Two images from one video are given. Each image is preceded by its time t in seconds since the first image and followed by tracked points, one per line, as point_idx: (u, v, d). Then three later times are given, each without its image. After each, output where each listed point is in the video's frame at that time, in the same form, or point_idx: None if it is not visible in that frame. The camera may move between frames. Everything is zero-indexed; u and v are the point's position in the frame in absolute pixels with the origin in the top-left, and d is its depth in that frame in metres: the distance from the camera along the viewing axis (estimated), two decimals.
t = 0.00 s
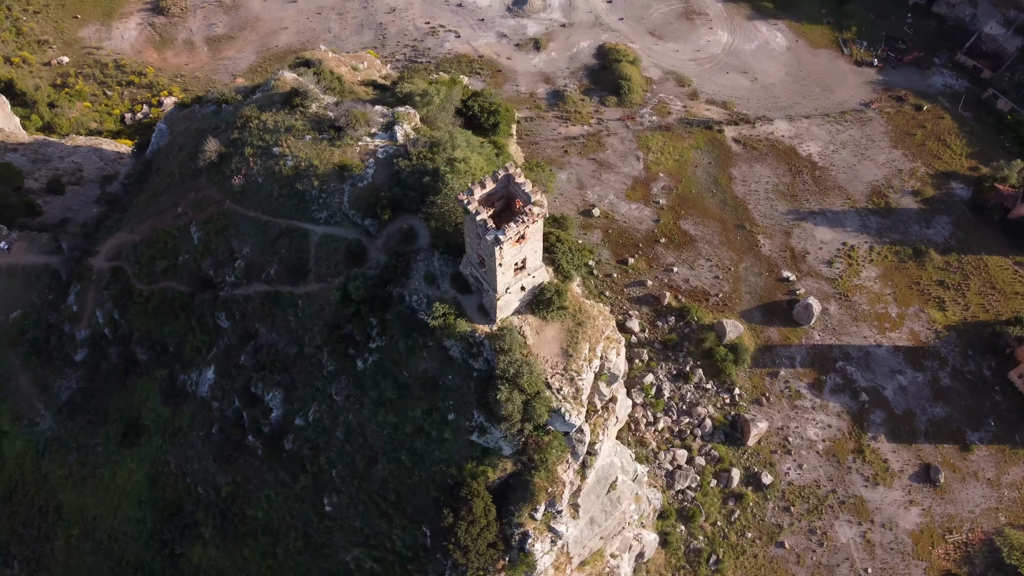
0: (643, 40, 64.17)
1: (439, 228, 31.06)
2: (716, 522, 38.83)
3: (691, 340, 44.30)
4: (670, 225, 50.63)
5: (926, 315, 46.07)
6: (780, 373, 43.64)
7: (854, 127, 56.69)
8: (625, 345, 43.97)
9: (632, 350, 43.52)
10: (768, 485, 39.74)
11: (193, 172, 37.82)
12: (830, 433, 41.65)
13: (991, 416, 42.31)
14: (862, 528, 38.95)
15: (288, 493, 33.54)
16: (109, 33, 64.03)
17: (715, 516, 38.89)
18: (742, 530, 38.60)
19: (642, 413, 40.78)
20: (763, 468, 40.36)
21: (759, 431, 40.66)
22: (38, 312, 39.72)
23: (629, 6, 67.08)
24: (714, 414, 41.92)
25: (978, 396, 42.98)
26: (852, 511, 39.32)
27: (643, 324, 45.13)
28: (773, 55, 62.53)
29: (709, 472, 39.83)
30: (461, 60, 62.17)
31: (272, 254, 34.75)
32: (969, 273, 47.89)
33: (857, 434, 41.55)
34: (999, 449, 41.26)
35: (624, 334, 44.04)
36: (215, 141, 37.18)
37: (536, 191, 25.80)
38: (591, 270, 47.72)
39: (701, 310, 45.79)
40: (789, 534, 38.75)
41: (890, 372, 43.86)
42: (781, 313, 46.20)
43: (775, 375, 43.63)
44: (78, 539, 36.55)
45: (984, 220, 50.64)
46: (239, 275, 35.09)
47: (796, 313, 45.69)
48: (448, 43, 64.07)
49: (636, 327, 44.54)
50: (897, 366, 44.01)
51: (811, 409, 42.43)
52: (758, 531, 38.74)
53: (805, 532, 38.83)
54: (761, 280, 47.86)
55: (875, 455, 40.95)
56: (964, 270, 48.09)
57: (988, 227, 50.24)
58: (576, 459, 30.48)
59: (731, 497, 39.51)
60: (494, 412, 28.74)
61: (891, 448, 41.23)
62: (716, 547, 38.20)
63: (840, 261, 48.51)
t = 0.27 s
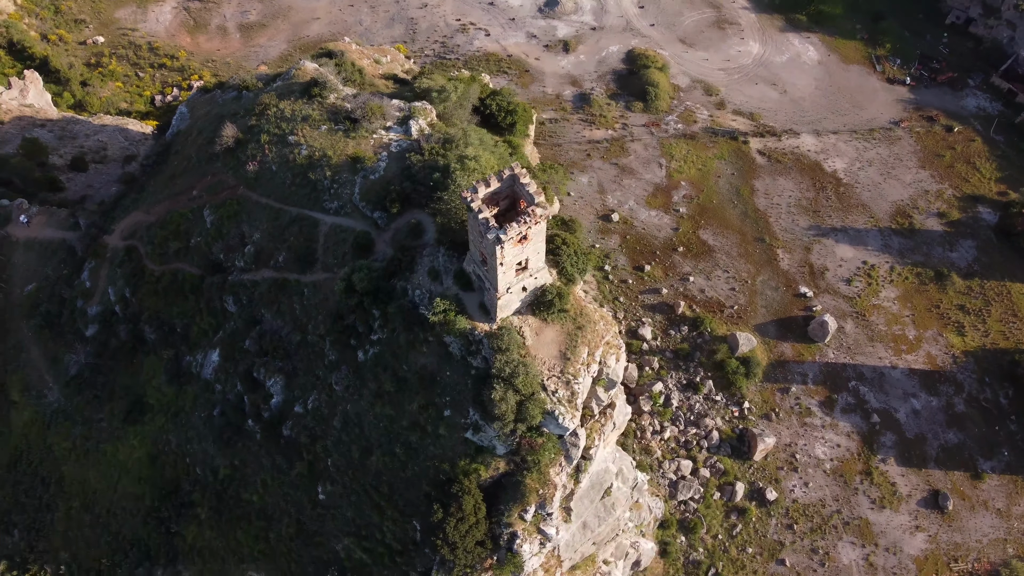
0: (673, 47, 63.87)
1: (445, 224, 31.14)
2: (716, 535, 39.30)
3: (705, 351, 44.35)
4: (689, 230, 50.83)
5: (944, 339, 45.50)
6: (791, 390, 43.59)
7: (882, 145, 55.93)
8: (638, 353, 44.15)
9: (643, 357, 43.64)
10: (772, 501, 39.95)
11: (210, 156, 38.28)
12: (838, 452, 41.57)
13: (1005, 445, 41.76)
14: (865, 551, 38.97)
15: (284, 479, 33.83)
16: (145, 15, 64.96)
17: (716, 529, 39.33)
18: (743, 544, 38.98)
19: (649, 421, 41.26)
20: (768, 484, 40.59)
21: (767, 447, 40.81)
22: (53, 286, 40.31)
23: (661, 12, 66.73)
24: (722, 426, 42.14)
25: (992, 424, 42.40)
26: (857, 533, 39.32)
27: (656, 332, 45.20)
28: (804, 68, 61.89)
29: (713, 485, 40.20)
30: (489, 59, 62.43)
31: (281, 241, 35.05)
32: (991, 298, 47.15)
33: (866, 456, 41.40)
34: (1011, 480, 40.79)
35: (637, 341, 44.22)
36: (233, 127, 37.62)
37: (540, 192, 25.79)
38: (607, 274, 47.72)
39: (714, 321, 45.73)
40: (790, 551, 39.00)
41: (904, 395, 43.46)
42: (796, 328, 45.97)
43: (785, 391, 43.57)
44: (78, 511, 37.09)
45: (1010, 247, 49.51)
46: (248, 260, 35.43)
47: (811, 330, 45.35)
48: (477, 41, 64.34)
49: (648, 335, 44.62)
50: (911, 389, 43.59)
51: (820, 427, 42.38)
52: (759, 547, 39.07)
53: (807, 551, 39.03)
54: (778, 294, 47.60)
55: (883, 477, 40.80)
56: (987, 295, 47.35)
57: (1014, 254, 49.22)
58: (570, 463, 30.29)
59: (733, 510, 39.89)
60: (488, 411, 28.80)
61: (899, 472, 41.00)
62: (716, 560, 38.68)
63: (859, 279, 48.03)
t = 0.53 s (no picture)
0: (703, 56, 63.42)
1: (452, 221, 31.21)
2: (717, 548, 39.26)
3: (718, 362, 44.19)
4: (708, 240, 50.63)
5: (962, 365, 44.88)
6: (802, 407, 43.31)
7: (910, 165, 55.17)
8: (649, 360, 43.84)
9: (654, 365, 43.45)
10: (775, 518, 39.79)
11: (227, 142, 38.71)
12: (846, 472, 41.23)
13: (1018, 476, 41.13)
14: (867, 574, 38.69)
15: (280, 465, 34.13)
16: None
17: (716, 542, 39.28)
18: (743, 559, 38.92)
19: (655, 430, 41.05)
20: (772, 500, 40.34)
21: (773, 462, 40.52)
22: (69, 261, 40.83)
23: (694, 20, 66.20)
24: (729, 439, 41.92)
25: (1006, 453, 41.82)
26: (860, 555, 39.06)
27: (669, 341, 44.88)
28: (834, 83, 61.17)
29: (717, 497, 40.08)
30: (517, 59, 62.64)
31: (291, 229, 35.34)
32: (1013, 326, 46.40)
33: (874, 478, 40.96)
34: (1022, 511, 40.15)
35: (648, 349, 43.99)
36: (251, 113, 38.03)
37: (544, 194, 25.76)
38: (622, 280, 47.58)
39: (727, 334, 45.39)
40: (790, 569, 38.82)
41: (917, 419, 42.98)
42: (810, 346, 45.58)
43: (796, 408, 43.29)
44: (79, 483, 37.70)
45: None
46: (258, 247, 35.78)
47: (826, 348, 45.07)
48: (507, 40, 64.56)
49: (661, 343, 44.39)
50: (925, 414, 43.11)
51: (829, 446, 42.06)
52: (760, 563, 39.00)
53: (808, 571, 38.78)
54: (795, 310, 47.22)
55: (890, 501, 40.34)
56: (1008, 322, 46.58)
57: None
58: (563, 467, 30.34)
59: (736, 525, 39.70)
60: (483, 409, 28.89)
61: (908, 496, 40.51)
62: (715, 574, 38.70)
63: (878, 299, 47.55)
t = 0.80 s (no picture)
0: (734, 66, 62.85)
1: (459, 218, 31.25)
2: (717, 560, 39.82)
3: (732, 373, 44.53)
4: (727, 250, 50.67)
5: (979, 393, 44.61)
6: (812, 425, 43.52)
7: (938, 187, 54.38)
8: (660, 369, 44.27)
9: (664, 374, 43.93)
10: (778, 535, 40.24)
11: (246, 128, 39.16)
12: (852, 494, 41.44)
13: None
14: None
15: (278, 450, 34.40)
16: None
17: (716, 555, 39.87)
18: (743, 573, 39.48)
19: (662, 439, 41.88)
20: (776, 517, 40.78)
21: (778, 479, 40.98)
22: (87, 237, 41.51)
23: (726, 29, 65.47)
24: (736, 453, 42.41)
25: (1019, 484, 41.66)
26: None
27: (681, 351, 45.48)
28: (866, 100, 60.28)
29: (720, 511, 40.63)
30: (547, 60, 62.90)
31: (303, 218, 35.61)
32: None
33: (880, 501, 41.20)
34: None
35: (660, 357, 44.45)
36: (271, 101, 38.43)
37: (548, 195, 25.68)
38: (638, 286, 47.93)
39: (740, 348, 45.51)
40: None
41: (929, 445, 43.00)
42: (824, 364, 45.67)
43: (806, 425, 43.57)
44: (83, 456, 38.24)
45: None
46: (269, 233, 36.11)
47: (840, 367, 45.10)
48: (538, 41, 64.85)
49: (672, 352, 44.89)
50: (937, 440, 43.10)
51: (837, 466, 42.26)
52: None
53: None
54: (811, 326, 47.27)
55: (896, 525, 40.56)
56: None
57: None
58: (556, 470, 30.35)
59: (737, 539, 40.26)
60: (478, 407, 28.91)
61: (914, 522, 40.70)
62: None
63: (896, 320, 47.35)
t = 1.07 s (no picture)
0: (764, 77, 62.35)
1: (467, 215, 31.29)
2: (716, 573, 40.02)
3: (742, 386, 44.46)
4: (746, 263, 50.40)
5: (995, 423, 43.92)
6: (820, 444, 43.16)
7: (965, 212, 53.56)
8: (671, 378, 44.45)
9: (675, 384, 44.08)
10: (779, 552, 40.25)
11: (266, 115, 39.59)
12: (858, 516, 41.18)
13: None
14: None
15: (276, 434, 34.68)
16: None
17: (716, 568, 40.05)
18: None
19: (667, 448, 42.01)
20: (779, 534, 40.77)
21: (783, 495, 40.73)
22: (105, 214, 42.12)
23: (759, 40, 64.95)
24: (742, 467, 42.26)
25: None
26: None
27: (693, 360, 45.49)
28: (897, 119, 59.41)
29: (723, 524, 40.67)
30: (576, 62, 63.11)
31: (314, 206, 35.87)
32: None
33: (886, 526, 40.88)
34: None
35: (671, 366, 44.59)
36: (291, 89, 38.75)
37: (552, 197, 25.62)
38: (653, 294, 48.09)
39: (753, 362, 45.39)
40: None
41: (939, 472, 42.47)
42: (837, 384, 45.18)
43: (814, 444, 43.19)
44: (88, 429, 38.76)
45: None
46: (281, 219, 36.45)
47: (853, 387, 44.62)
48: (568, 43, 65.16)
49: (684, 362, 45.04)
50: (948, 468, 42.55)
51: (844, 488, 41.92)
52: None
53: None
54: (827, 345, 46.84)
55: (900, 551, 40.25)
56: None
57: None
58: (548, 472, 30.25)
59: (737, 554, 40.39)
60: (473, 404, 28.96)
61: (919, 549, 40.33)
62: None
63: (914, 343, 46.78)
